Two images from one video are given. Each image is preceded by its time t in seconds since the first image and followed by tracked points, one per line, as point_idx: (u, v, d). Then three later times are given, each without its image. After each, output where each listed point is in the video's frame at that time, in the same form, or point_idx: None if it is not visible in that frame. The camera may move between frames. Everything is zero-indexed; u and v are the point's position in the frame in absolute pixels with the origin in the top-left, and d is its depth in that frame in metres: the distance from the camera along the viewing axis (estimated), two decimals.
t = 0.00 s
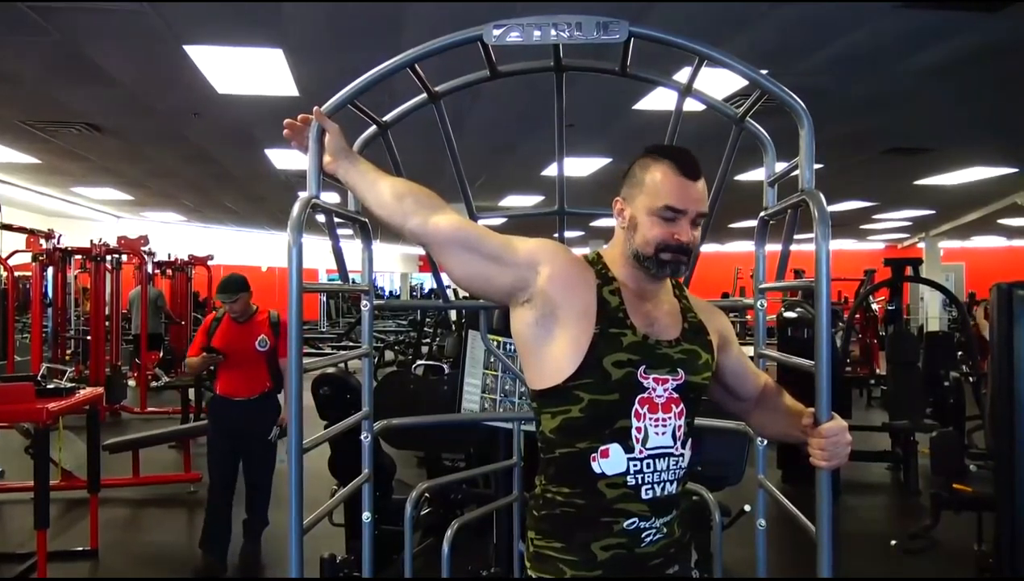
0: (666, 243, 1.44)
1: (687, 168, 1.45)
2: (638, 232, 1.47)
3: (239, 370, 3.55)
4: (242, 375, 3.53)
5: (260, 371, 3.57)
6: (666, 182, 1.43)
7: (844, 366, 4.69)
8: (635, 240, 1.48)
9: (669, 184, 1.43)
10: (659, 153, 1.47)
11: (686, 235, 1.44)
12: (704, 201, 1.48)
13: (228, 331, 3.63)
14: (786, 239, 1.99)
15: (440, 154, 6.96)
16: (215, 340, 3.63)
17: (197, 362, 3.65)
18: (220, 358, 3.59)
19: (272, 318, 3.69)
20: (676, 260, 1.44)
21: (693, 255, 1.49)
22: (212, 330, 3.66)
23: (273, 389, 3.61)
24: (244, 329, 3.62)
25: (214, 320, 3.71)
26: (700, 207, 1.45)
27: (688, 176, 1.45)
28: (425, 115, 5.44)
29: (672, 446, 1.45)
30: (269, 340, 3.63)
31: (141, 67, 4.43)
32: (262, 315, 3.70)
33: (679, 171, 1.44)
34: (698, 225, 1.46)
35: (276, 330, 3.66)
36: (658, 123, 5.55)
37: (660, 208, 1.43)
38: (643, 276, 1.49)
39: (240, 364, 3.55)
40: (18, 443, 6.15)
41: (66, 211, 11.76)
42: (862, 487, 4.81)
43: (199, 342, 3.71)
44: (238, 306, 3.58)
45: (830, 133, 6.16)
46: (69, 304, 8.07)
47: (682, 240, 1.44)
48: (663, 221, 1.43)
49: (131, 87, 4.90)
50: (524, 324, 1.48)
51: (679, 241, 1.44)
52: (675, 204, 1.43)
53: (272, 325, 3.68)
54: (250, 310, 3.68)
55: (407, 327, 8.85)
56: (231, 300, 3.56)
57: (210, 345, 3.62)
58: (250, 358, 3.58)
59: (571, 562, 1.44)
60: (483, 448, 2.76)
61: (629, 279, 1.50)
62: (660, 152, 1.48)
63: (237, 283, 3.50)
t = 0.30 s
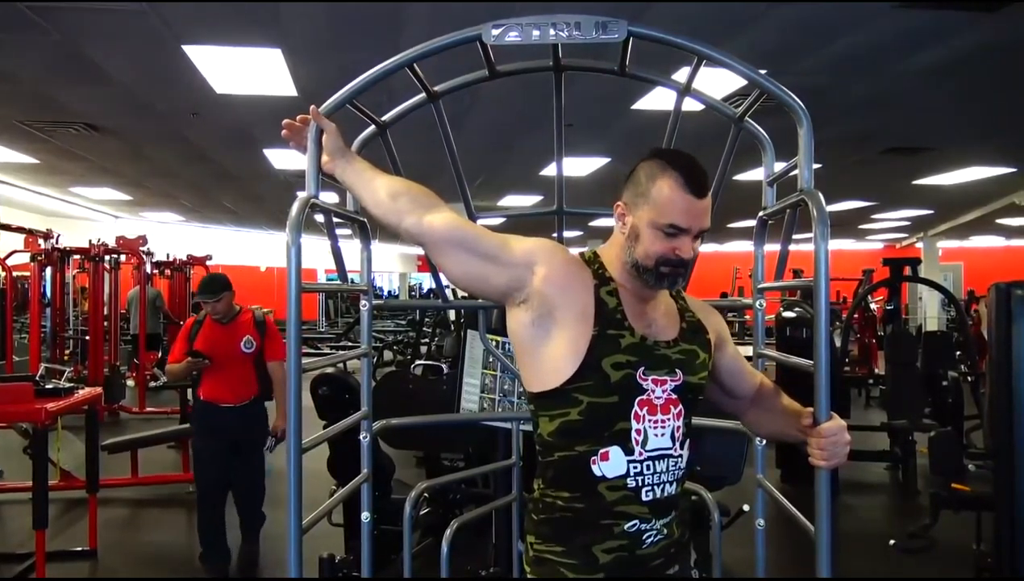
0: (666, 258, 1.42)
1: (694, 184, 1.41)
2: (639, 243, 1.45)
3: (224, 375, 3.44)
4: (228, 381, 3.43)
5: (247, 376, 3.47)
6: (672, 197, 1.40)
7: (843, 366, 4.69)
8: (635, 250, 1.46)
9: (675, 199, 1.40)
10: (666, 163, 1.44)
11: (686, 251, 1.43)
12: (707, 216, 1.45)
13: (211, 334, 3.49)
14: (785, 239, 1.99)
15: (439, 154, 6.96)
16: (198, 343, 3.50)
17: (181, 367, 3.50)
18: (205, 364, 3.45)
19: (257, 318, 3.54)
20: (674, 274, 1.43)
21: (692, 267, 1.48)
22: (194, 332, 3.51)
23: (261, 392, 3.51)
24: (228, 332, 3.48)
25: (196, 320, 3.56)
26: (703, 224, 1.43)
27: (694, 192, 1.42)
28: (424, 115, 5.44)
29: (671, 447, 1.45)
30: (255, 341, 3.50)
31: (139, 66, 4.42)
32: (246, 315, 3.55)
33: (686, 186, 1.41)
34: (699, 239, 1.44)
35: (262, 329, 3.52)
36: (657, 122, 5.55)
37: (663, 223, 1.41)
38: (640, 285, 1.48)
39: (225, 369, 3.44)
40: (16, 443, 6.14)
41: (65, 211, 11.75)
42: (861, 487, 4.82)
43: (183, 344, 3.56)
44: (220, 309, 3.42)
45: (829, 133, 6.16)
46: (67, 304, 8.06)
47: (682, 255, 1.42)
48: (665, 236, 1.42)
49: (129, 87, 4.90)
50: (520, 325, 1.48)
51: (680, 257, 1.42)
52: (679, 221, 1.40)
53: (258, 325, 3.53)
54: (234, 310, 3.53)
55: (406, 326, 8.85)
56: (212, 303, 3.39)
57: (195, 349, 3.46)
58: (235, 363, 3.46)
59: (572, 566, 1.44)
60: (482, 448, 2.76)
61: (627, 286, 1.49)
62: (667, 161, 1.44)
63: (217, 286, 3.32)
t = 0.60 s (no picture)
0: (663, 260, 1.42)
1: (694, 187, 1.41)
2: (637, 244, 1.45)
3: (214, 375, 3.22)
4: (218, 382, 3.20)
5: (239, 377, 3.26)
6: (671, 201, 1.40)
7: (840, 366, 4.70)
8: (632, 251, 1.46)
9: (675, 202, 1.40)
10: (666, 165, 1.44)
11: (683, 255, 1.43)
12: (705, 219, 1.46)
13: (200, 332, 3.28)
14: (783, 239, 1.99)
15: (437, 153, 6.97)
16: (184, 342, 3.27)
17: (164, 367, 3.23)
18: (195, 363, 3.20)
19: (249, 317, 3.38)
20: (670, 276, 1.44)
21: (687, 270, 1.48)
22: (180, 330, 3.29)
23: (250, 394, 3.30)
24: (219, 330, 3.29)
25: (181, 319, 3.34)
26: (701, 229, 1.43)
27: (694, 196, 1.42)
28: (423, 115, 5.44)
29: (666, 449, 1.45)
30: (246, 341, 3.33)
31: (137, 66, 4.42)
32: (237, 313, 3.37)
33: (686, 189, 1.41)
34: (696, 242, 1.45)
35: (254, 329, 3.36)
36: (655, 123, 5.55)
37: (662, 226, 1.41)
38: (637, 286, 1.48)
39: (216, 368, 3.23)
40: (13, 443, 6.14)
41: (63, 210, 11.74)
42: (859, 487, 4.82)
43: (165, 344, 3.31)
44: (213, 304, 3.24)
45: (827, 134, 6.17)
46: (65, 304, 8.05)
47: (678, 258, 1.43)
48: (663, 239, 1.42)
49: (128, 86, 4.90)
50: (516, 325, 1.48)
51: (676, 260, 1.43)
52: (678, 225, 1.41)
53: (250, 324, 3.37)
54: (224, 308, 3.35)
55: (404, 326, 8.85)
56: (205, 297, 3.20)
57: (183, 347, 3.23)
58: (227, 362, 3.26)
59: (566, 566, 1.44)
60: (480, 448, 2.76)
61: (624, 286, 1.49)
62: (667, 163, 1.44)
63: (212, 279, 3.15)
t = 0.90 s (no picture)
0: (662, 261, 1.43)
1: (694, 189, 1.42)
2: (636, 245, 1.45)
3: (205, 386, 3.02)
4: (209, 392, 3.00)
5: (232, 389, 3.07)
6: (672, 202, 1.41)
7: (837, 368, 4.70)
8: (631, 252, 1.46)
9: (675, 205, 1.40)
10: (666, 167, 1.44)
11: (682, 256, 1.43)
12: (704, 221, 1.46)
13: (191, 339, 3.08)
14: (779, 241, 1.99)
15: (434, 154, 6.96)
16: (174, 349, 3.07)
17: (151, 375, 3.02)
18: (187, 370, 3.00)
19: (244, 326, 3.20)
20: (668, 278, 1.44)
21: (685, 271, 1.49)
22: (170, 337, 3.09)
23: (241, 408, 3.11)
24: (212, 338, 3.10)
25: (171, 325, 3.14)
26: (700, 231, 1.44)
27: (694, 199, 1.42)
28: (419, 115, 5.43)
29: (663, 448, 1.46)
30: (241, 351, 3.14)
31: (134, 66, 4.42)
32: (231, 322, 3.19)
33: (685, 192, 1.41)
34: (694, 245, 1.45)
35: (249, 339, 3.17)
36: (652, 123, 5.56)
37: (662, 228, 1.41)
38: (634, 286, 1.48)
39: (207, 378, 3.04)
40: (8, 443, 6.12)
41: (59, 209, 11.71)
42: (854, 488, 4.83)
43: (153, 351, 3.11)
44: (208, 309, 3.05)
45: (824, 135, 6.18)
46: (61, 303, 8.03)
47: (677, 260, 1.43)
48: (662, 241, 1.42)
49: (123, 85, 4.88)
50: (513, 325, 1.48)
51: (675, 262, 1.43)
52: (678, 227, 1.41)
53: (245, 334, 3.19)
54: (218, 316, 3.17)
55: (401, 326, 8.85)
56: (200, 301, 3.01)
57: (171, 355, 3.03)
58: (219, 373, 3.07)
59: (564, 565, 1.44)
60: (477, 449, 2.77)
61: (622, 286, 1.49)
62: (666, 166, 1.44)
63: (210, 282, 2.99)
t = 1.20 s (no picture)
0: (656, 261, 1.43)
1: (688, 189, 1.42)
2: (630, 245, 1.45)
3: (194, 385, 2.89)
4: (196, 392, 2.87)
5: (223, 388, 2.93)
6: (666, 203, 1.41)
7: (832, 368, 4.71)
8: (625, 252, 1.46)
9: (669, 206, 1.41)
10: (660, 168, 1.44)
11: (676, 257, 1.43)
12: (698, 222, 1.46)
13: (180, 336, 2.96)
14: (774, 241, 1.99)
15: (429, 154, 6.95)
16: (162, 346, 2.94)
17: (138, 373, 2.88)
18: (175, 368, 2.87)
19: (237, 323, 3.05)
20: (661, 278, 1.44)
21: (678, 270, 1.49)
22: (158, 334, 2.96)
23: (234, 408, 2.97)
24: (203, 335, 2.97)
25: (160, 322, 3.02)
26: (693, 231, 1.44)
27: (688, 200, 1.42)
28: (413, 115, 5.42)
29: (658, 447, 1.46)
30: (233, 349, 3.00)
31: (128, 66, 4.41)
32: (223, 318, 3.05)
33: (680, 192, 1.41)
34: (687, 245, 1.46)
35: (242, 336, 3.03)
36: (647, 124, 5.56)
37: (656, 228, 1.42)
38: (628, 286, 1.48)
39: (197, 377, 2.91)
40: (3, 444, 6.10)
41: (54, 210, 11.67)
42: (850, 488, 4.84)
43: (140, 349, 2.97)
44: (197, 304, 2.91)
45: (819, 136, 6.19)
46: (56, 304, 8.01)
47: (671, 260, 1.43)
48: (656, 241, 1.42)
49: (116, 85, 4.87)
50: (506, 326, 1.48)
51: (668, 262, 1.43)
52: (672, 227, 1.41)
53: (238, 331, 3.04)
54: (210, 312, 3.03)
55: (397, 327, 8.85)
56: (188, 296, 2.88)
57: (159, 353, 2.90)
58: (209, 372, 2.93)
59: (560, 565, 1.44)
60: (472, 449, 2.76)
61: (616, 286, 1.49)
62: (661, 166, 1.44)
63: (200, 275, 2.86)
